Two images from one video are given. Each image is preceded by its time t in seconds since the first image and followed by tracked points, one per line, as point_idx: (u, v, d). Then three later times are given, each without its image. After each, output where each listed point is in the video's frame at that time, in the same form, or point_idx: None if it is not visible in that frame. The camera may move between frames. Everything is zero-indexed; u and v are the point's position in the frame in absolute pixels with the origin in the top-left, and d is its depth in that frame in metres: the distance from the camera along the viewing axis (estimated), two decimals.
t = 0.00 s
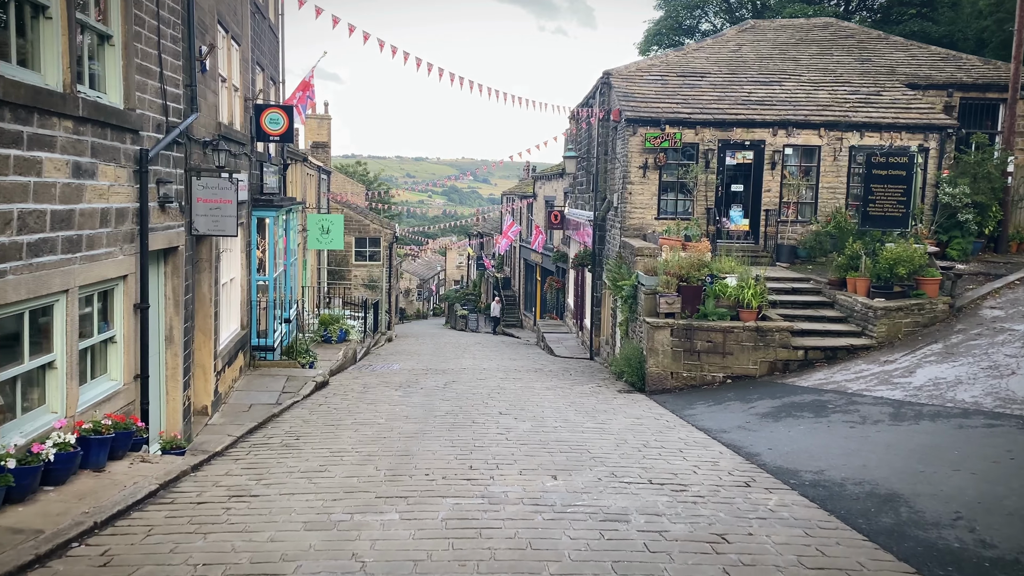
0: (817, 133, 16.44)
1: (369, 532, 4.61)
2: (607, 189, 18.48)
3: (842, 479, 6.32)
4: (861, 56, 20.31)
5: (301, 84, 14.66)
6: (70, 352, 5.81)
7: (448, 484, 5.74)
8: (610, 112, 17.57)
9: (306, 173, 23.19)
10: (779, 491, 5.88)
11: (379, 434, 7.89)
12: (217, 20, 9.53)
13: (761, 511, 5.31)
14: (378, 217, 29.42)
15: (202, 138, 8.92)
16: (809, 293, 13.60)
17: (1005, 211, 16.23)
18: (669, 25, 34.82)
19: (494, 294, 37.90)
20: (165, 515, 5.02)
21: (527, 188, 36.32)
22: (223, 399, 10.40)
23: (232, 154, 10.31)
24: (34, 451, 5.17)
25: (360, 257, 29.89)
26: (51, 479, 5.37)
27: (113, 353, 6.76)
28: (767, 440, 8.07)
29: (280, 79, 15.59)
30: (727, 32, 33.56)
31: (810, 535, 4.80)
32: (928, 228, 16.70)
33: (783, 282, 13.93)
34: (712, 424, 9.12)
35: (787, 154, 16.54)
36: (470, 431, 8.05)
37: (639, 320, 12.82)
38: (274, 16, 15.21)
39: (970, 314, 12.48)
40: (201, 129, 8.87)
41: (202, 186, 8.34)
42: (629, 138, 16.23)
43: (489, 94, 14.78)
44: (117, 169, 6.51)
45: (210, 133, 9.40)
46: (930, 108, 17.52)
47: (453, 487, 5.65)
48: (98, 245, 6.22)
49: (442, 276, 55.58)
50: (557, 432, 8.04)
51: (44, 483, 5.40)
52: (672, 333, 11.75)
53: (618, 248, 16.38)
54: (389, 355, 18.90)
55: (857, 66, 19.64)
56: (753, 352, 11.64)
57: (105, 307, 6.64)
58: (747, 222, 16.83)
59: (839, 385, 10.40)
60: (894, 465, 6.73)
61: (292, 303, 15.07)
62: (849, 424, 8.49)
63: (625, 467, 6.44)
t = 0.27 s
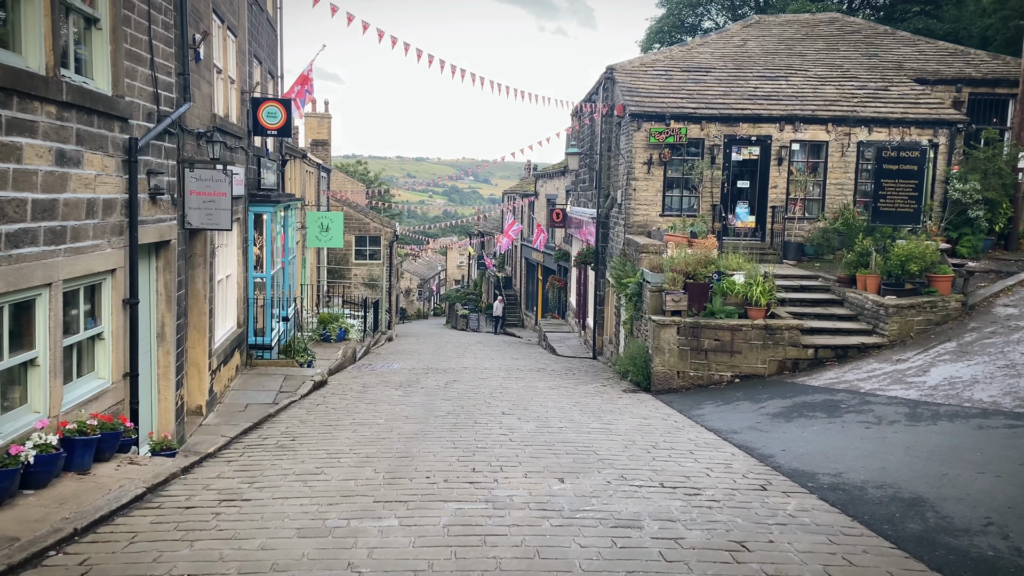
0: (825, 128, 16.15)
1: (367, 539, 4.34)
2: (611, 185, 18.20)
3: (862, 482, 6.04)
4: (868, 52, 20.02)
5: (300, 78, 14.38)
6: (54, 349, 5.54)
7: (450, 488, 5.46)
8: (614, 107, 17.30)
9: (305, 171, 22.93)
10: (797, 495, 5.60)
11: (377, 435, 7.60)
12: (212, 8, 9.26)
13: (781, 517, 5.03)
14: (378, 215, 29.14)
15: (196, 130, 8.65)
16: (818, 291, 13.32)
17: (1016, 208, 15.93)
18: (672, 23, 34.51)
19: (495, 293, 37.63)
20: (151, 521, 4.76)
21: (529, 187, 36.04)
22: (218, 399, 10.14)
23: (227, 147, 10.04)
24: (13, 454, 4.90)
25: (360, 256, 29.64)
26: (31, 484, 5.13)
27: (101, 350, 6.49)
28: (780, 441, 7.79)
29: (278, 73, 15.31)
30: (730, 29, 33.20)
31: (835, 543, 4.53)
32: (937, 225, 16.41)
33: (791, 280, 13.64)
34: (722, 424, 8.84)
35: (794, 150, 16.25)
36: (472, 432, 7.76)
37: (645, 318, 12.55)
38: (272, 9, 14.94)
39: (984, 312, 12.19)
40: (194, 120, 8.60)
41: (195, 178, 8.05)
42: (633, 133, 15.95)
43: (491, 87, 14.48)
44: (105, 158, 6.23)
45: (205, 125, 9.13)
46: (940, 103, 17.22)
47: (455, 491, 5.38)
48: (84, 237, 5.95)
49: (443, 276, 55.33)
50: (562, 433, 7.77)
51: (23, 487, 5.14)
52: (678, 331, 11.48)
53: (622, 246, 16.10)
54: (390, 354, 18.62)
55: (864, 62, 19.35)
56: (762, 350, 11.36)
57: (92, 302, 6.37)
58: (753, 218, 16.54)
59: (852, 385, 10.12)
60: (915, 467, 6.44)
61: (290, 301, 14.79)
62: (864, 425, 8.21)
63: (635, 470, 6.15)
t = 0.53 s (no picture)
0: (832, 126, 15.86)
1: (363, 556, 4.07)
2: (614, 184, 17.93)
3: (883, 491, 5.76)
4: (874, 48, 19.74)
5: (298, 74, 14.12)
6: (37, 352, 5.27)
7: (452, 500, 5.18)
8: (618, 105, 17.03)
9: (305, 169, 22.68)
10: (817, 506, 5.33)
11: (375, 441, 7.32)
12: None
13: (801, 530, 4.76)
14: (379, 215, 28.89)
15: (189, 125, 8.38)
16: (827, 291, 13.04)
17: None
18: (674, 22, 34.21)
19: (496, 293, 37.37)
20: (136, 535, 4.49)
21: (530, 186, 35.77)
22: (213, 402, 9.89)
23: (222, 144, 9.77)
24: None
25: (360, 256, 29.38)
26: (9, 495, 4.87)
27: (88, 353, 6.23)
28: (793, 447, 7.52)
29: (276, 70, 15.03)
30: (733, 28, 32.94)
31: (861, 560, 4.25)
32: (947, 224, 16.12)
33: (799, 280, 13.37)
34: (732, 429, 8.57)
35: (801, 148, 15.97)
36: (474, 437, 7.49)
37: (650, 319, 12.28)
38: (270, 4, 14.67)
39: (997, 312, 11.91)
40: (188, 115, 8.34)
41: (188, 174, 7.80)
42: (637, 131, 15.67)
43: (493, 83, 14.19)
44: (91, 153, 5.96)
45: (199, 120, 8.87)
46: (949, 100, 16.93)
47: (457, 503, 5.10)
48: (69, 235, 5.68)
49: (444, 276, 55.09)
50: (568, 439, 7.50)
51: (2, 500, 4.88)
52: (685, 333, 11.21)
53: (627, 245, 15.82)
54: (390, 355, 18.35)
55: (871, 59, 19.07)
56: (771, 352, 11.10)
57: (78, 303, 6.11)
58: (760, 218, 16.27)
59: (864, 388, 9.84)
60: (937, 475, 6.17)
61: (289, 301, 14.52)
62: (880, 429, 7.93)
63: (646, 479, 5.88)
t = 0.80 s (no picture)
0: (839, 122, 15.58)
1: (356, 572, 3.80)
2: (616, 181, 17.66)
3: (904, 498, 5.48)
4: (880, 44, 19.46)
5: (295, 69, 13.84)
6: (15, 352, 4.99)
7: (450, 508, 4.91)
8: (621, 100, 16.75)
9: (303, 167, 22.42)
10: (836, 514, 5.05)
11: (372, 444, 7.04)
12: None
13: (822, 541, 4.49)
14: (378, 214, 28.64)
15: (180, 117, 8.11)
16: (835, 290, 12.77)
17: None
18: (675, 21, 33.94)
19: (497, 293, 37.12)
20: (115, 547, 4.22)
21: (531, 185, 35.49)
22: (206, 403, 9.63)
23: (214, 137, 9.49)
24: None
25: (359, 255, 29.12)
26: None
27: (71, 354, 5.97)
28: (806, 450, 7.24)
29: (272, 65, 14.75)
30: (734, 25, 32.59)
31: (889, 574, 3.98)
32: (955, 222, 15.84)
33: (807, 278, 13.09)
34: (741, 432, 8.28)
35: (807, 144, 15.69)
36: (474, 441, 7.21)
37: (654, 318, 12.00)
38: None
39: (1010, 312, 11.62)
40: (178, 106, 8.06)
41: (178, 168, 7.54)
42: (640, 127, 15.39)
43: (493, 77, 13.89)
44: (73, 143, 5.70)
45: (190, 113, 8.59)
46: (957, 96, 16.64)
47: (457, 511, 4.83)
48: (49, 229, 5.41)
49: (444, 276, 54.84)
50: (572, 442, 7.22)
51: None
52: (690, 332, 10.94)
53: (629, 243, 15.55)
54: (389, 355, 18.08)
55: (877, 54, 18.79)
56: (779, 352, 10.82)
57: (60, 301, 5.84)
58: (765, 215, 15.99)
59: (876, 389, 9.56)
60: (959, 481, 5.89)
61: (286, 301, 14.24)
62: (894, 432, 7.65)
63: (654, 485, 5.61)
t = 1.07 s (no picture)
0: (845, 119, 15.28)
1: None
2: (618, 180, 17.38)
3: (927, 510, 5.20)
4: (886, 41, 19.18)
5: (291, 64, 13.56)
6: None
7: (449, 523, 4.62)
8: (623, 98, 16.47)
9: (300, 166, 22.16)
10: (858, 529, 4.77)
11: (367, 452, 6.75)
12: None
13: (846, 559, 4.21)
14: (377, 213, 28.36)
15: (170, 112, 7.82)
16: (843, 290, 12.49)
17: None
18: (676, 19, 33.65)
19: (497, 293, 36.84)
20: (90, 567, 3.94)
21: (531, 184, 35.21)
22: (199, 407, 9.35)
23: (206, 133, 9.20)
24: None
25: (358, 254, 28.84)
26: None
27: (50, 357, 5.68)
28: (819, 457, 6.96)
29: (268, 61, 14.46)
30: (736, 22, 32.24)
31: None
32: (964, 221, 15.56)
33: (814, 278, 12.80)
34: (750, 437, 8.00)
35: (813, 142, 15.40)
36: (474, 447, 6.93)
37: (659, 319, 11.72)
38: None
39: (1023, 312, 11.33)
40: (168, 100, 7.78)
41: (166, 164, 7.24)
42: (643, 124, 15.11)
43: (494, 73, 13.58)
44: (52, 136, 5.41)
45: (180, 107, 8.30)
46: (966, 93, 16.35)
47: (456, 526, 4.55)
48: (26, 226, 5.13)
49: (444, 275, 54.58)
50: (576, 449, 6.94)
51: None
52: (696, 333, 10.67)
53: (632, 242, 15.27)
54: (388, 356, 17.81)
55: (883, 51, 18.50)
56: (787, 354, 10.55)
57: (38, 302, 5.55)
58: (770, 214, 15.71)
59: (888, 393, 9.28)
60: (983, 491, 5.62)
61: (282, 301, 13.97)
62: (910, 438, 7.36)
63: (664, 496, 5.33)
